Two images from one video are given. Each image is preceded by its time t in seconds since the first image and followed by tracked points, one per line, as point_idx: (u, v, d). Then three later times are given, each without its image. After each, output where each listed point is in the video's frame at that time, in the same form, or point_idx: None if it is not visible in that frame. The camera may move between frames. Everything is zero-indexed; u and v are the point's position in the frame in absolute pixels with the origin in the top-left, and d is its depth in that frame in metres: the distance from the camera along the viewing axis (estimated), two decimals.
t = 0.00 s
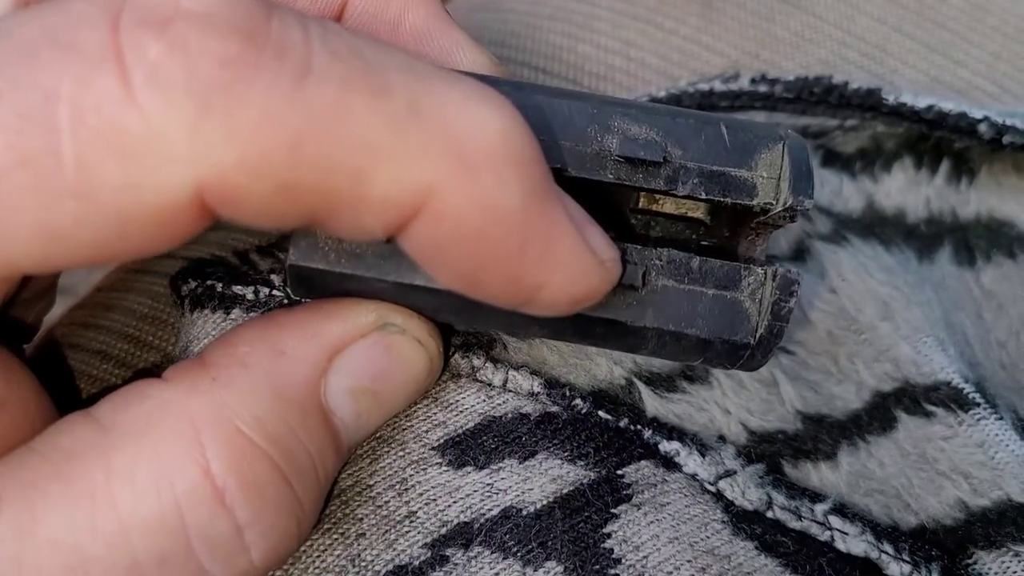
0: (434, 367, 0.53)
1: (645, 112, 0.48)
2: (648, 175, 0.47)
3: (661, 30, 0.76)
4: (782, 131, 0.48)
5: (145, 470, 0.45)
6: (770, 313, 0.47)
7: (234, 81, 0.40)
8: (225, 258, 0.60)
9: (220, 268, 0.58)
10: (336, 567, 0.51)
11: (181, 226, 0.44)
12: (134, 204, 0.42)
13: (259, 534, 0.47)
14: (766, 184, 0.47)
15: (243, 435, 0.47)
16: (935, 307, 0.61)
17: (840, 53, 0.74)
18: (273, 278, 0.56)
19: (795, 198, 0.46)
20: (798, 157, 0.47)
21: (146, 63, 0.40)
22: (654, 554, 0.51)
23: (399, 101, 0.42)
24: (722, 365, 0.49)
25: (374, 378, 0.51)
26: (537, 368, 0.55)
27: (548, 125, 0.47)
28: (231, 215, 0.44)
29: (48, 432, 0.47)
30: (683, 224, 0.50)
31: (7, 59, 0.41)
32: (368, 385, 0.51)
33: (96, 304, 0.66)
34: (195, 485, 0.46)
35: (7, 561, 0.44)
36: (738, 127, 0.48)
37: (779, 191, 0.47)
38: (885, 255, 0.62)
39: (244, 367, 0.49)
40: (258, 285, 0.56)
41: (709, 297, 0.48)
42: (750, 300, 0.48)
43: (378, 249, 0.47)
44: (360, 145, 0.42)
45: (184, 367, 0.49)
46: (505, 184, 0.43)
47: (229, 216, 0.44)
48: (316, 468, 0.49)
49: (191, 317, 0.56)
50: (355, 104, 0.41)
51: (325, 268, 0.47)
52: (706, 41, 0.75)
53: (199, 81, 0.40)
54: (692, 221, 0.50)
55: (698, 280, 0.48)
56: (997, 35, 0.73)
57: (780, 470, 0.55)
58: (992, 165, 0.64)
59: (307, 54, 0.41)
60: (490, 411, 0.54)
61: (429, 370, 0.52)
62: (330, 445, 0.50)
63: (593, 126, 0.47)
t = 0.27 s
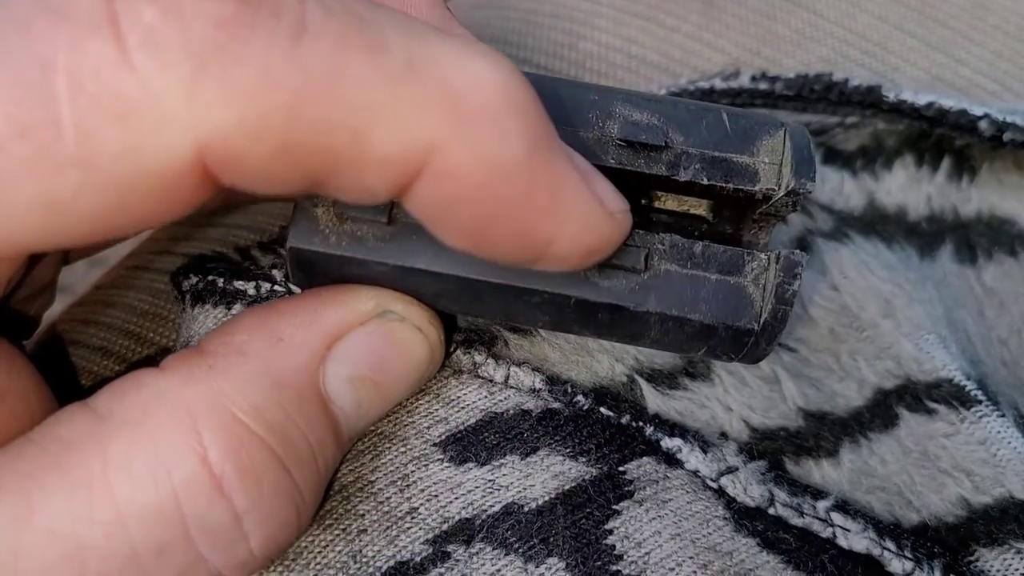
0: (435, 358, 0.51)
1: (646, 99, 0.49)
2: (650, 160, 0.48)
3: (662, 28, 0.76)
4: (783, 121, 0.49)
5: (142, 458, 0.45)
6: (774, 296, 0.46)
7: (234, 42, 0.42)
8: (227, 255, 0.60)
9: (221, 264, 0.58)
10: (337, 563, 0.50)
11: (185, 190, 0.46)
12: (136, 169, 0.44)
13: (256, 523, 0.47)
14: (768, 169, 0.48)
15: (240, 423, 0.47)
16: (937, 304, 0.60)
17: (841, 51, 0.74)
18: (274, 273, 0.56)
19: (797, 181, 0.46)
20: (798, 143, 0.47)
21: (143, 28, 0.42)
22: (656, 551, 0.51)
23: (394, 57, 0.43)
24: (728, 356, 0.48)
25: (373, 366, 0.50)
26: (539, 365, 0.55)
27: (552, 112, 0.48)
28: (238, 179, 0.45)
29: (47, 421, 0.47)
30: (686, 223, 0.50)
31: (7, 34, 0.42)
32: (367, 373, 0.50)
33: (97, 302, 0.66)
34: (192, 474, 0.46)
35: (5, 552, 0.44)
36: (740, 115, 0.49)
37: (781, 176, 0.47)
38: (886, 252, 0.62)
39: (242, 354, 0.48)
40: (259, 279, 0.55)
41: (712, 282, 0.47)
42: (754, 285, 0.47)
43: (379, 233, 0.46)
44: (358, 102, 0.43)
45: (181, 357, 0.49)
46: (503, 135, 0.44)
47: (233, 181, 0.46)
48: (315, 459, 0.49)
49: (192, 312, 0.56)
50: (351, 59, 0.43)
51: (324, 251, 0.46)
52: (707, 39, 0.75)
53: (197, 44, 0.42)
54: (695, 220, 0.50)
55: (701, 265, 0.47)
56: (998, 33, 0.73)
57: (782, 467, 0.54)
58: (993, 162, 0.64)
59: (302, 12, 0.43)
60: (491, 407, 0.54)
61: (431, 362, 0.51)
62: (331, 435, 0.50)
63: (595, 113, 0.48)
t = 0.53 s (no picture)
0: (435, 353, 0.51)
1: (648, 96, 0.49)
2: (650, 157, 0.48)
3: (662, 28, 0.76)
4: (783, 118, 0.49)
5: (142, 453, 0.45)
6: (773, 290, 0.46)
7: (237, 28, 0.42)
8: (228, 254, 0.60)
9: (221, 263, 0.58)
10: (336, 562, 0.50)
11: (190, 184, 0.46)
12: (141, 161, 0.44)
13: (256, 518, 0.47)
14: (767, 166, 0.48)
15: (240, 418, 0.47)
16: (937, 304, 0.60)
17: (841, 50, 0.74)
18: (274, 272, 0.55)
19: (797, 177, 0.46)
20: (798, 139, 0.47)
21: (147, 22, 0.42)
22: (656, 550, 0.51)
23: (399, 45, 0.44)
24: (729, 354, 0.48)
25: (373, 362, 0.50)
26: (539, 363, 0.55)
27: (553, 108, 0.48)
28: (243, 173, 0.45)
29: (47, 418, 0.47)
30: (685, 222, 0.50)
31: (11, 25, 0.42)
32: (367, 369, 0.50)
33: (98, 301, 0.66)
34: (191, 471, 0.46)
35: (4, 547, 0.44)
36: (740, 112, 0.49)
37: (781, 172, 0.47)
38: (886, 252, 0.62)
39: (242, 349, 0.48)
40: (259, 279, 0.55)
41: (712, 278, 0.47)
42: (755, 280, 0.47)
43: (380, 228, 0.47)
44: (363, 94, 0.43)
45: (180, 353, 0.48)
46: (508, 128, 0.44)
47: (237, 175, 0.46)
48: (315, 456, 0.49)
49: (193, 311, 0.56)
50: (355, 53, 0.43)
51: (325, 245, 0.46)
52: (707, 38, 0.75)
53: (201, 37, 0.42)
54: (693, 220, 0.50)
55: (701, 261, 0.47)
56: (998, 34, 0.73)
57: (782, 466, 0.55)
58: (993, 162, 0.64)
59: (306, 7, 0.43)
60: (491, 406, 0.54)
61: (430, 356, 0.51)
62: (331, 432, 0.50)
63: (595, 109, 0.48)
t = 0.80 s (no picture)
0: (430, 353, 0.51)
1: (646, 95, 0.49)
2: (649, 154, 0.48)
3: (660, 29, 0.76)
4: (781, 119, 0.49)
5: (132, 452, 0.45)
6: (774, 288, 0.45)
7: None
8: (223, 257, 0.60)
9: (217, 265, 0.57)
10: (331, 565, 0.50)
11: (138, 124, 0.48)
12: None
13: (248, 519, 0.47)
14: (766, 166, 0.48)
15: (232, 419, 0.47)
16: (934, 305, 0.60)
17: (839, 52, 0.74)
18: (271, 275, 0.55)
19: (795, 174, 0.46)
20: (798, 139, 0.47)
21: None
22: (653, 553, 0.51)
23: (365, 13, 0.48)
24: (729, 356, 0.47)
25: (368, 360, 0.50)
26: (534, 365, 0.54)
27: (553, 108, 0.48)
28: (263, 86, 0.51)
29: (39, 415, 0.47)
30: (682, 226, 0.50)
31: None
32: (361, 368, 0.50)
33: (94, 303, 0.65)
34: (181, 471, 0.46)
35: None
36: (738, 112, 0.49)
37: (780, 172, 0.47)
38: (884, 253, 0.62)
39: (236, 348, 0.48)
40: (254, 281, 0.55)
41: (711, 277, 0.46)
42: (754, 280, 0.46)
43: (376, 222, 0.45)
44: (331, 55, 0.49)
45: (175, 350, 0.49)
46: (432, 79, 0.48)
47: None
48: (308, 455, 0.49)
49: (189, 313, 0.55)
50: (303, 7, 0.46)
51: (319, 239, 0.45)
52: (704, 39, 0.76)
53: None
54: (691, 224, 0.50)
55: (700, 259, 0.46)
56: (996, 35, 0.73)
57: (779, 469, 0.54)
58: (991, 163, 0.64)
59: None
60: (488, 408, 0.54)
61: (425, 355, 0.51)
62: (326, 434, 0.50)
63: (594, 107, 0.48)
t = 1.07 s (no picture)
0: (443, 374, 0.50)
1: (670, 111, 0.48)
2: (676, 171, 0.47)
3: (659, 26, 0.76)
4: (802, 138, 0.49)
5: (132, 464, 0.45)
6: (800, 309, 0.45)
7: None
8: (220, 257, 0.59)
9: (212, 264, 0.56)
10: (327, 565, 0.49)
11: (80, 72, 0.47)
12: None
13: (245, 537, 0.47)
14: (790, 186, 0.47)
15: (233, 436, 0.46)
16: (935, 304, 0.60)
17: (839, 49, 0.74)
18: (267, 273, 0.55)
19: (822, 196, 0.46)
20: (823, 161, 0.47)
21: None
22: (652, 552, 0.50)
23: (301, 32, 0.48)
24: (746, 373, 0.47)
25: (378, 381, 0.49)
26: (534, 366, 0.54)
27: (581, 123, 0.47)
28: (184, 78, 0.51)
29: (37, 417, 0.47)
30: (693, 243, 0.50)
31: None
32: (370, 387, 0.49)
33: (90, 302, 0.65)
34: (180, 487, 0.45)
35: None
36: (762, 130, 0.48)
37: (804, 194, 0.46)
38: (884, 251, 0.63)
39: (243, 362, 0.47)
40: (251, 279, 0.54)
41: (736, 296, 0.46)
42: (778, 300, 0.46)
43: (402, 234, 0.44)
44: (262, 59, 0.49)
45: (181, 358, 0.48)
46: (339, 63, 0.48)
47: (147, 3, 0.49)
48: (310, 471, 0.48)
49: (183, 312, 0.54)
50: None
51: (344, 251, 0.44)
52: (704, 36, 0.75)
53: None
54: (702, 241, 0.50)
55: (726, 277, 0.46)
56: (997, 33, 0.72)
57: (779, 468, 0.54)
58: (994, 160, 0.63)
59: None
60: (486, 407, 0.53)
61: (438, 376, 0.50)
62: (328, 450, 0.49)
63: (620, 122, 0.47)
